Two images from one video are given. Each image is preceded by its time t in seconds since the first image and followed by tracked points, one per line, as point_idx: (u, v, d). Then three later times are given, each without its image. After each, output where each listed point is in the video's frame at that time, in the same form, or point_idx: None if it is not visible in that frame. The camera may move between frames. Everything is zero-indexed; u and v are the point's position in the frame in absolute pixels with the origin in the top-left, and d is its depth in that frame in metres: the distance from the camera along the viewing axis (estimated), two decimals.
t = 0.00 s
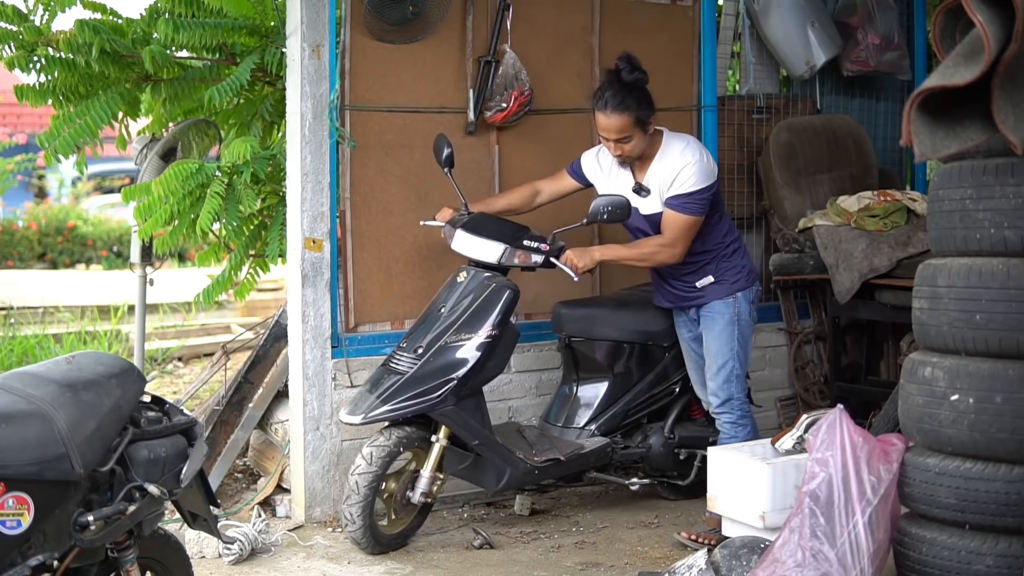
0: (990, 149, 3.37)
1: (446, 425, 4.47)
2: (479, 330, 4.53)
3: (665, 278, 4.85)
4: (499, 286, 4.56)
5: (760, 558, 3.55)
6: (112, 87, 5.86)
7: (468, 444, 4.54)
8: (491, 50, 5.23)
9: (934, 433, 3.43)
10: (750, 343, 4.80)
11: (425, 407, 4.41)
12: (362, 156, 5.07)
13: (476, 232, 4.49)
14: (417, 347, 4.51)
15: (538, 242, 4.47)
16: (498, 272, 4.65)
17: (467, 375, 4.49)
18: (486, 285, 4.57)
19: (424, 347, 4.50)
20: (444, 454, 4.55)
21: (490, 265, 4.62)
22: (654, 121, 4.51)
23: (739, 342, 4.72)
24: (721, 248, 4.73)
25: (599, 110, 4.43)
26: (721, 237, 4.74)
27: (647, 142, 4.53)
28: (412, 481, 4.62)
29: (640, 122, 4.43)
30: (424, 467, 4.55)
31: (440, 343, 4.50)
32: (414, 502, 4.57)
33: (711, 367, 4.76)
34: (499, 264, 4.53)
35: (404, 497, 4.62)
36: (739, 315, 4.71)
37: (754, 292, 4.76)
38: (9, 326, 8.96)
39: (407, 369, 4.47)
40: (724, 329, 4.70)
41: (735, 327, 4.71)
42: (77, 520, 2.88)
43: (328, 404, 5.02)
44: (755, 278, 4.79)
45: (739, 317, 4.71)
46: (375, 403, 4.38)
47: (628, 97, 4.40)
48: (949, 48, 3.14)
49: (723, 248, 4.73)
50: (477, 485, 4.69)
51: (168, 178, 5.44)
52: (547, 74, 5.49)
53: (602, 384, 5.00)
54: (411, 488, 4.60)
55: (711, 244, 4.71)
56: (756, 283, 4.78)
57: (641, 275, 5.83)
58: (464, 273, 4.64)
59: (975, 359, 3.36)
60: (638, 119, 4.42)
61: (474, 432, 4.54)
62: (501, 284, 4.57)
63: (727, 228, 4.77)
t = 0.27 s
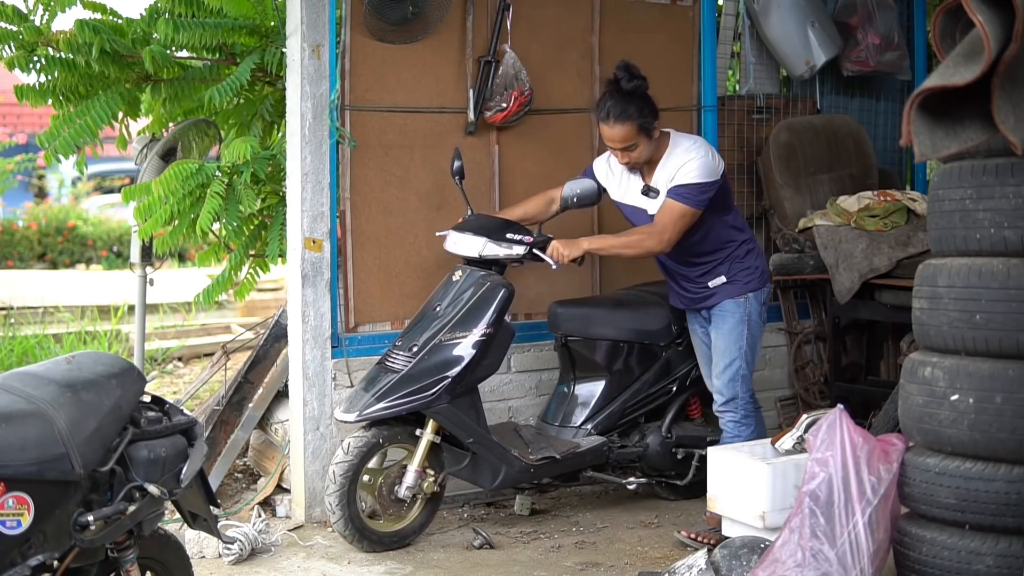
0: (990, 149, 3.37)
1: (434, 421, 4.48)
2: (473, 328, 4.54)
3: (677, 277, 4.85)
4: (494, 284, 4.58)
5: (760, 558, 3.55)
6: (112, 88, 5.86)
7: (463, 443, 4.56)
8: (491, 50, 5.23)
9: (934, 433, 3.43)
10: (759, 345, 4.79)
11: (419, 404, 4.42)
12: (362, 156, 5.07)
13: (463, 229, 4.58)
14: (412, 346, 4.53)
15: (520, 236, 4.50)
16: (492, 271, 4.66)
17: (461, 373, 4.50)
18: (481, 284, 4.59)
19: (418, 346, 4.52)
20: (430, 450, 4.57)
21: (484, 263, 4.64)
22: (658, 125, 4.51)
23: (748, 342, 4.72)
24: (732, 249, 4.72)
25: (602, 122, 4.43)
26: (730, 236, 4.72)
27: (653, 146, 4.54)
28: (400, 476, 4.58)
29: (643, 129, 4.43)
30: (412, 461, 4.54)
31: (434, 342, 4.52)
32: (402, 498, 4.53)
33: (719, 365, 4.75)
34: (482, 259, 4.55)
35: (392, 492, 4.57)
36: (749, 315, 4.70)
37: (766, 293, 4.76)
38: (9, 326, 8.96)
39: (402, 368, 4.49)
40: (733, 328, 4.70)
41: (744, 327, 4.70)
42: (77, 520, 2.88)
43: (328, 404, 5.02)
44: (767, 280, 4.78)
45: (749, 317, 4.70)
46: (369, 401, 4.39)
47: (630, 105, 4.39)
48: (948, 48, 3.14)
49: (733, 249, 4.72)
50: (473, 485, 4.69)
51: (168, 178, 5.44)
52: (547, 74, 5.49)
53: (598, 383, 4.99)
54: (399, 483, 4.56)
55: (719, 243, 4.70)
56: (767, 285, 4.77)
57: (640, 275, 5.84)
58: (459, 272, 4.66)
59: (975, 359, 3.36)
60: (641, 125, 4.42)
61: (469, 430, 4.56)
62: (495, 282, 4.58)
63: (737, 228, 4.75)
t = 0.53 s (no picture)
0: (990, 149, 3.37)
1: (434, 420, 4.48)
2: (473, 328, 4.54)
3: (678, 275, 4.85)
4: (494, 284, 4.58)
5: (760, 558, 3.55)
6: (112, 87, 5.86)
7: (463, 443, 4.56)
8: (491, 50, 5.23)
9: (934, 433, 3.43)
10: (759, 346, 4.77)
11: (419, 404, 4.42)
12: (362, 156, 5.07)
13: (463, 230, 4.60)
14: (412, 346, 4.54)
15: (518, 235, 4.51)
16: (491, 270, 4.66)
17: (461, 373, 4.50)
18: (481, 284, 4.59)
19: (418, 346, 4.52)
20: (429, 449, 4.56)
21: (484, 263, 4.64)
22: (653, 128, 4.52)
23: (746, 341, 4.70)
24: (732, 249, 4.71)
25: (597, 127, 4.44)
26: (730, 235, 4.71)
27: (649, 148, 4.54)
28: (398, 476, 4.57)
29: (637, 132, 4.43)
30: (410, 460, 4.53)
31: (433, 342, 4.52)
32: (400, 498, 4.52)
33: (716, 364, 4.75)
34: (480, 259, 4.56)
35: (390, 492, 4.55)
36: (748, 315, 4.69)
37: (766, 294, 4.74)
38: (9, 326, 8.96)
39: (402, 368, 4.49)
40: (730, 327, 4.70)
41: (742, 326, 4.69)
42: (77, 520, 2.88)
43: (328, 404, 5.02)
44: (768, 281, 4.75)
45: (747, 317, 4.69)
46: (369, 401, 4.40)
47: (622, 109, 4.39)
48: (948, 48, 3.14)
49: (733, 248, 4.71)
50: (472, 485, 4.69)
51: (168, 178, 5.44)
52: (547, 74, 5.49)
53: (598, 383, 4.99)
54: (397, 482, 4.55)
55: (718, 242, 4.70)
56: (767, 286, 4.75)
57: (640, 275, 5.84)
58: (459, 272, 4.66)
59: (975, 359, 3.36)
60: (636, 129, 4.43)
61: (469, 431, 4.56)
62: (494, 282, 4.59)
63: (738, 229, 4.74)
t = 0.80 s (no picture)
0: (990, 149, 3.37)
1: (429, 420, 4.49)
2: (467, 328, 4.55)
3: (667, 278, 4.84)
4: (488, 285, 4.59)
5: (760, 558, 3.56)
6: (112, 88, 5.86)
7: (457, 443, 4.56)
8: (491, 50, 5.23)
9: (934, 433, 3.43)
10: (744, 348, 4.75)
11: (413, 405, 4.43)
12: (363, 157, 5.07)
13: (457, 229, 4.59)
14: (406, 346, 4.54)
15: (512, 235, 4.52)
16: (486, 270, 4.65)
17: (455, 373, 4.51)
18: (475, 284, 4.59)
19: (412, 347, 4.53)
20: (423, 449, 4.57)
21: (478, 263, 4.64)
22: (647, 134, 4.50)
23: (730, 344, 4.69)
24: (721, 252, 4.70)
25: (591, 138, 4.41)
26: (721, 239, 4.72)
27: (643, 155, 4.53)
28: (392, 477, 4.58)
29: (632, 139, 4.41)
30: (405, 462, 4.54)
31: (428, 342, 4.53)
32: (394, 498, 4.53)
33: (699, 364, 4.74)
34: (475, 258, 4.57)
35: (384, 492, 4.56)
36: (733, 318, 4.68)
37: (754, 299, 4.72)
38: (9, 327, 8.96)
39: (396, 368, 4.50)
40: (715, 328, 4.69)
41: (726, 328, 4.68)
42: (78, 520, 2.88)
43: (328, 404, 5.02)
44: (757, 284, 4.73)
45: (732, 319, 4.68)
46: (363, 402, 4.41)
47: (616, 119, 4.38)
48: (948, 48, 3.15)
49: (723, 251, 4.71)
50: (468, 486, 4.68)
51: (168, 178, 5.44)
52: (547, 74, 5.49)
53: (593, 383, 5.00)
54: (391, 483, 4.55)
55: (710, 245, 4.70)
56: (755, 289, 4.73)
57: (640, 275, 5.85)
58: (453, 272, 4.66)
59: (975, 359, 3.36)
60: (631, 138, 4.41)
61: (463, 431, 4.56)
62: (489, 282, 4.59)
63: (732, 233, 4.75)
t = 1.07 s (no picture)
0: (990, 149, 3.37)
1: (417, 422, 4.47)
2: (455, 329, 4.53)
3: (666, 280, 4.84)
4: (477, 285, 4.58)
5: (760, 558, 3.55)
6: (112, 87, 5.86)
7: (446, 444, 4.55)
8: (491, 50, 5.23)
9: (934, 433, 3.43)
10: (744, 351, 4.76)
11: (402, 406, 4.42)
12: (363, 157, 5.07)
13: (446, 230, 4.61)
14: (395, 346, 4.53)
15: (501, 235, 4.51)
16: (475, 270, 4.64)
17: (443, 374, 4.50)
18: (464, 284, 4.58)
19: (401, 347, 4.51)
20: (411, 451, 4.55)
21: (467, 263, 4.63)
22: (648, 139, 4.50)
23: (730, 347, 4.70)
24: (721, 255, 4.70)
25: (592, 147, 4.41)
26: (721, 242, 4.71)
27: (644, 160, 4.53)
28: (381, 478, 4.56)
29: (635, 146, 4.41)
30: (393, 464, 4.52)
31: (416, 342, 4.51)
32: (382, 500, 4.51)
33: (697, 366, 4.75)
34: (464, 259, 4.56)
35: (374, 495, 4.52)
36: (733, 321, 4.68)
37: (754, 302, 4.73)
38: (9, 327, 8.96)
39: (385, 368, 4.48)
40: (714, 330, 4.69)
41: (726, 332, 4.68)
42: (78, 520, 2.88)
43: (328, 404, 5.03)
44: (757, 287, 4.73)
45: (732, 322, 4.68)
46: (352, 402, 4.39)
47: (619, 127, 4.36)
48: (948, 48, 3.15)
49: (723, 254, 4.70)
50: (457, 487, 4.68)
51: (168, 178, 5.44)
52: (547, 74, 5.50)
53: (583, 385, 5.00)
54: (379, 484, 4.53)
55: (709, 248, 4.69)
56: (755, 292, 4.73)
57: (639, 275, 5.85)
58: (442, 272, 4.66)
59: (975, 359, 3.36)
60: (633, 144, 4.41)
61: (452, 432, 4.54)
62: (478, 283, 4.57)
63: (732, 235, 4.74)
